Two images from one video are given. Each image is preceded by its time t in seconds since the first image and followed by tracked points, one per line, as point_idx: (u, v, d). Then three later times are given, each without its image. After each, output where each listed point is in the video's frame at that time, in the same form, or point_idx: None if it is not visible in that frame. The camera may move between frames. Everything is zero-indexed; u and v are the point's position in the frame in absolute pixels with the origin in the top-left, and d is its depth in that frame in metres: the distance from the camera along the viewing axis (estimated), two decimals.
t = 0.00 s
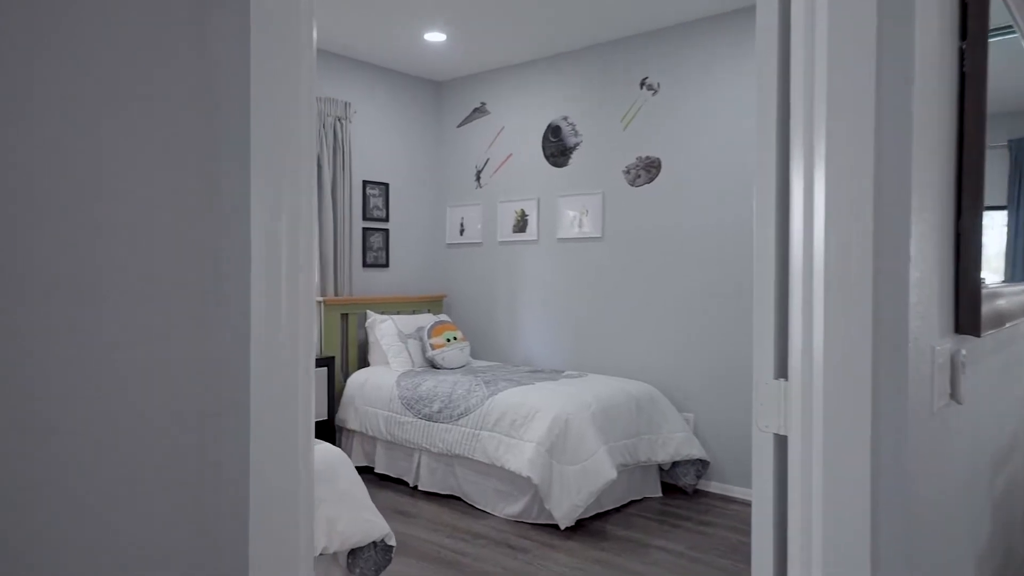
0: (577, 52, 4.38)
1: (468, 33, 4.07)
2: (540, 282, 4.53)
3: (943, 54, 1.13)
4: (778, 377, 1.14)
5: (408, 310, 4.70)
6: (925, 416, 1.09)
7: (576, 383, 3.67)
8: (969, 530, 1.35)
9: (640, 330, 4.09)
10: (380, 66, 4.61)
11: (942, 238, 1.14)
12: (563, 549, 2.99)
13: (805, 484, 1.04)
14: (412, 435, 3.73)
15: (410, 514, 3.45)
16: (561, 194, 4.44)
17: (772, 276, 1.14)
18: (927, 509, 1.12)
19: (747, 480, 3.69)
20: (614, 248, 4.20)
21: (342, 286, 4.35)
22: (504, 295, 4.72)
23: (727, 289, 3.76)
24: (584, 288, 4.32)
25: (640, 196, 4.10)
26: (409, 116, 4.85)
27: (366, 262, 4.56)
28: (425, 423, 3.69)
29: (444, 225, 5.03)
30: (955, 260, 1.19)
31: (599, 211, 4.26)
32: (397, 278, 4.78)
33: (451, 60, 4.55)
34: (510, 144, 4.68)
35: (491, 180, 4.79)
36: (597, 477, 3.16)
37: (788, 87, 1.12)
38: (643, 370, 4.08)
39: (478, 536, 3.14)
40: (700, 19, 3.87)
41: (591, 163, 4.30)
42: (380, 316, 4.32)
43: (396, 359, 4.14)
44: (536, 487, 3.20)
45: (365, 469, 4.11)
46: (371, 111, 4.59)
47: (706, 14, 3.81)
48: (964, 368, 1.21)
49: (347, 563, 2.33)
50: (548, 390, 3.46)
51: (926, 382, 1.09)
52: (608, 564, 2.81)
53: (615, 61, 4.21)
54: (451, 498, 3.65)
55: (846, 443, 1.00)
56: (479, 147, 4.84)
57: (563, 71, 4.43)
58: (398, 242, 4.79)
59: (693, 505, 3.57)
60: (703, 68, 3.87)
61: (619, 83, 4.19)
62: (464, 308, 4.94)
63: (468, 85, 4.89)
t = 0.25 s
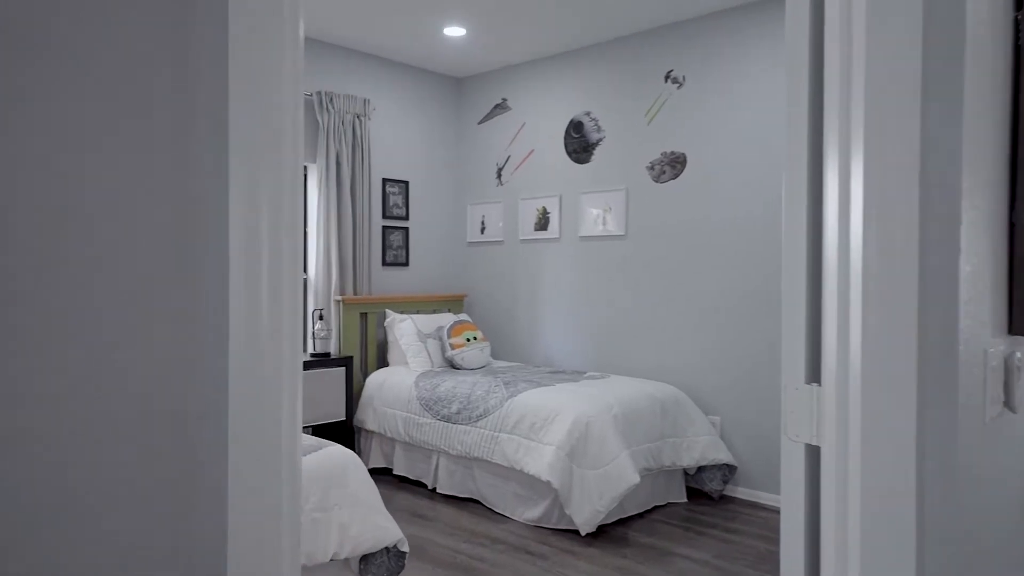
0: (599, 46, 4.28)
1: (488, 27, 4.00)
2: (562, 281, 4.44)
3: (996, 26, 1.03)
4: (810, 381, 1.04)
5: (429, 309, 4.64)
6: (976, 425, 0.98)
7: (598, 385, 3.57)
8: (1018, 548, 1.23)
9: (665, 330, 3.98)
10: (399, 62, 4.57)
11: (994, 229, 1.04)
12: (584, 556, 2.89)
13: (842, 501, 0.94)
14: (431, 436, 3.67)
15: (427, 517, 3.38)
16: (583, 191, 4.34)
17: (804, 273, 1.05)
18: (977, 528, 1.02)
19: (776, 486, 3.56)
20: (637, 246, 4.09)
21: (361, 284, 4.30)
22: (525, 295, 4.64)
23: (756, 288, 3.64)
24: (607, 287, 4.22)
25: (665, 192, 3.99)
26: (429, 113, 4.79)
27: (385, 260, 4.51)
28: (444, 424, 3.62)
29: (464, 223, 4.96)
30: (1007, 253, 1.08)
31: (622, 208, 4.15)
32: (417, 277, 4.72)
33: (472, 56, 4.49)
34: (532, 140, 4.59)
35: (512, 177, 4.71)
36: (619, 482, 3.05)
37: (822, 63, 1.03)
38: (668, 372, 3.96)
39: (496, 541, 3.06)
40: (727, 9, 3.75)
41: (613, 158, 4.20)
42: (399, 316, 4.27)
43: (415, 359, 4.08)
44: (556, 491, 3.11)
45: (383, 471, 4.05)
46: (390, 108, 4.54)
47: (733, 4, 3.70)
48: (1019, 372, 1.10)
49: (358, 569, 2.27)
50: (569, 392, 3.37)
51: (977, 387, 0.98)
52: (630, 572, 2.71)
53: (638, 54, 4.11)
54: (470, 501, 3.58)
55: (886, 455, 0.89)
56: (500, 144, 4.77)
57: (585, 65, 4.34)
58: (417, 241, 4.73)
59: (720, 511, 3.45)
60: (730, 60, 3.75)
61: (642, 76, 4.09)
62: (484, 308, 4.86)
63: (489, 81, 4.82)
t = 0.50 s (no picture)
0: (623, 39, 4.17)
1: (509, 21, 3.92)
2: (585, 280, 4.35)
3: None
4: (842, 389, 0.95)
5: (450, 309, 4.57)
6: None
7: (620, 387, 3.47)
8: None
9: (690, 331, 3.87)
10: (419, 58, 4.51)
11: None
12: (605, 564, 2.80)
13: (878, 523, 0.84)
14: (450, 438, 3.60)
15: (445, 521, 3.31)
16: (606, 188, 4.24)
17: (833, 272, 0.96)
18: None
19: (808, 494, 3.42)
20: (662, 244, 3.98)
21: (381, 284, 4.26)
22: (547, 294, 4.55)
23: (784, 288, 3.50)
24: (630, 286, 4.12)
25: (691, 189, 3.87)
26: (450, 110, 4.73)
27: (405, 259, 4.46)
28: (463, 427, 3.55)
29: (486, 222, 4.89)
30: None
31: (646, 205, 4.04)
32: (438, 277, 4.66)
33: (493, 51, 4.41)
34: (555, 136, 4.50)
35: (535, 174, 4.62)
36: (642, 488, 2.94)
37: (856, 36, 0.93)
38: (693, 374, 3.85)
39: (515, 547, 2.98)
40: None
41: (638, 154, 4.09)
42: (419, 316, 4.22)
43: (435, 359, 4.02)
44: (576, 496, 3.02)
45: (402, 473, 4.00)
46: (410, 105, 4.49)
47: None
48: None
49: None
50: (591, 395, 3.27)
51: None
52: None
53: (663, 47, 3.99)
54: (490, 505, 3.50)
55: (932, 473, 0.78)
56: (522, 141, 4.69)
57: (609, 59, 4.24)
58: (438, 240, 4.68)
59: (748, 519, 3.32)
60: (758, 51, 3.62)
61: (668, 69, 3.97)
62: (506, 308, 4.79)
63: (512, 76, 4.74)
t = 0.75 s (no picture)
0: (646, 32, 4.06)
1: (530, 16, 3.84)
2: (608, 279, 4.25)
3: None
4: (871, 399, 0.86)
5: (470, 308, 4.51)
6: None
7: (643, 390, 3.37)
8: None
9: (716, 332, 3.75)
10: (440, 55, 4.46)
11: None
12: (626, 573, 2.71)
13: (913, 549, 0.75)
14: (468, 441, 3.53)
15: (463, 525, 3.25)
16: (630, 185, 4.14)
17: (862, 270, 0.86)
18: None
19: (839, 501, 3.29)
20: (687, 243, 3.87)
21: (400, 283, 4.21)
22: (569, 294, 4.47)
23: (814, 287, 3.37)
24: (654, 286, 4.02)
25: (716, 185, 3.75)
26: (470, 108, 4.67)
27: (425, 258, 4.41)
28: (482, 429, 3.48)
29: (508, 221, 4.82)
30: None
31: (671, 203, 3.93)
32: (458, 276, 4.61)
33: (514, 46, 4.34)
34: (578, 132, 4.41)
35: (557, 172, 4.54)
36: (665, 494, 2.84)
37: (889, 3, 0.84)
38: (719, 376, 3.73)
39: (533, 553, 2.90)
40: None
41: (662, 150, 3.99)
42: (438, 315, 4.16)
43: (454, 359, 3.96)
44: (596, 502, 2.93)
45: (422, 475, 3.95)
46: (430, 102, 4.44)
47: None
48: None
49: None
50: (612, 397, 3.18)
51: None
52: None
53: (688, 39, 3.87)
54: (509, 509, 3.43)
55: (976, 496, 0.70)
56: (544, 138, 4.61)
57: (632, 53, 4.13)
58: (459, 239, 4.62)
59: (776, 527, 3.20)
60: (787, 41, 3.48)
61: (693, 62, 3.85)
62: (528, 308, 4.71)
63: (534, 73, 4.66)
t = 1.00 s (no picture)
0: (670, 26, 3.95)
1: (549, 11, 3.76)
2: (631, 279, 4.15)
3: None
4: (901, 411, 0.77)
5: (491, 309, 4.45)
6: None
7: (666, 393, 3.27)
8: None
9: (742, 333, 3.63)
10: (459, 52, 4.41)
11: None
12: None
13: None
14: (487, 443, 3.47)
15: (480, 529, 3.18)
16: (653, 183, 4.04)
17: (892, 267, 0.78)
18: None
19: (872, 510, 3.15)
20: (712, 242, 3.76)
21: (419, 283, 4.16)
22: (591, 295, 4.38)
23: (844, 287, 3.23)
24: (678, 287, 3.91)
25: (743, 182, 3.63)
26: (491, 106, 4.61)
27: (445, 258, 4.36)
28: (500, 431, 3.41)
29: (530, 220, 4.74)
30: None
31: (696, 201, 3.82)
32: (479, 276, 4.55)
33: (534, 42, 4.26)
34: (600, 129, 4.32)
35: (578, 170, 4.45)
36: (687, 501, 2.74)
37: None
38: (745, 380, 3.61)
39: (550, 560, 2.83)
40: None
41: (686, 147, 3.88)
42: (458, 316, 4.11)
43: (473, 361, 3.90)
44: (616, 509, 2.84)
45: (441, 477, 3.90)
46: (449, 100, 4.39)
47: None
48: None
49: None
50: (634, 401, 3.09)
51: None
52: None
53: (713, 32, 3.76)
54: (528, 514, 3.36)
55: None
56: (565, 136, 4.52)
57: (656, 48, 4.03)
58: (479, 238, 4.56)
59: (804, 536, 3.08)
60: (816, 32, 3.35)
61: (718, 56, 3.74)
62: (550, 308, 4.63)
63: (555, 69, 4.58)
